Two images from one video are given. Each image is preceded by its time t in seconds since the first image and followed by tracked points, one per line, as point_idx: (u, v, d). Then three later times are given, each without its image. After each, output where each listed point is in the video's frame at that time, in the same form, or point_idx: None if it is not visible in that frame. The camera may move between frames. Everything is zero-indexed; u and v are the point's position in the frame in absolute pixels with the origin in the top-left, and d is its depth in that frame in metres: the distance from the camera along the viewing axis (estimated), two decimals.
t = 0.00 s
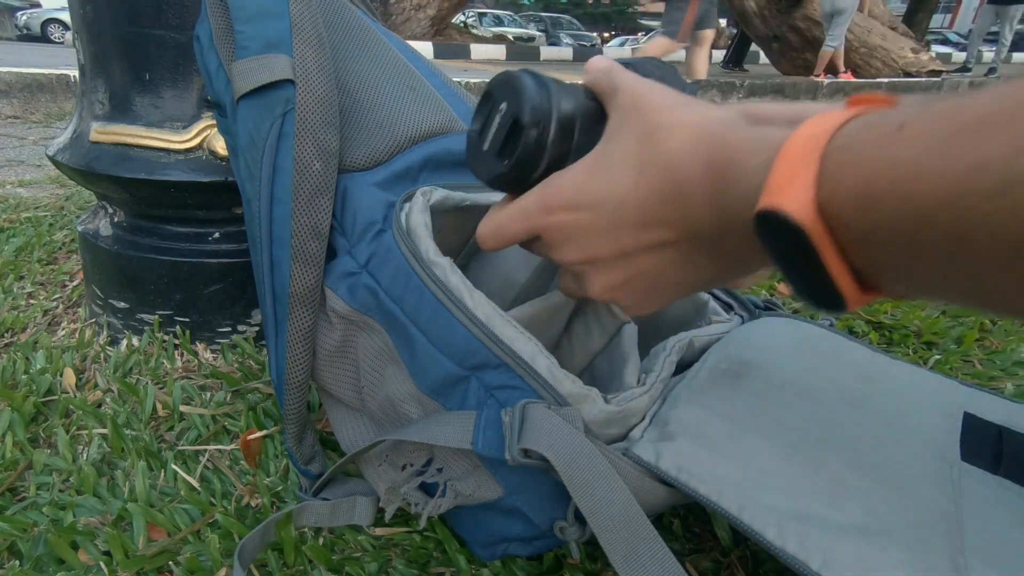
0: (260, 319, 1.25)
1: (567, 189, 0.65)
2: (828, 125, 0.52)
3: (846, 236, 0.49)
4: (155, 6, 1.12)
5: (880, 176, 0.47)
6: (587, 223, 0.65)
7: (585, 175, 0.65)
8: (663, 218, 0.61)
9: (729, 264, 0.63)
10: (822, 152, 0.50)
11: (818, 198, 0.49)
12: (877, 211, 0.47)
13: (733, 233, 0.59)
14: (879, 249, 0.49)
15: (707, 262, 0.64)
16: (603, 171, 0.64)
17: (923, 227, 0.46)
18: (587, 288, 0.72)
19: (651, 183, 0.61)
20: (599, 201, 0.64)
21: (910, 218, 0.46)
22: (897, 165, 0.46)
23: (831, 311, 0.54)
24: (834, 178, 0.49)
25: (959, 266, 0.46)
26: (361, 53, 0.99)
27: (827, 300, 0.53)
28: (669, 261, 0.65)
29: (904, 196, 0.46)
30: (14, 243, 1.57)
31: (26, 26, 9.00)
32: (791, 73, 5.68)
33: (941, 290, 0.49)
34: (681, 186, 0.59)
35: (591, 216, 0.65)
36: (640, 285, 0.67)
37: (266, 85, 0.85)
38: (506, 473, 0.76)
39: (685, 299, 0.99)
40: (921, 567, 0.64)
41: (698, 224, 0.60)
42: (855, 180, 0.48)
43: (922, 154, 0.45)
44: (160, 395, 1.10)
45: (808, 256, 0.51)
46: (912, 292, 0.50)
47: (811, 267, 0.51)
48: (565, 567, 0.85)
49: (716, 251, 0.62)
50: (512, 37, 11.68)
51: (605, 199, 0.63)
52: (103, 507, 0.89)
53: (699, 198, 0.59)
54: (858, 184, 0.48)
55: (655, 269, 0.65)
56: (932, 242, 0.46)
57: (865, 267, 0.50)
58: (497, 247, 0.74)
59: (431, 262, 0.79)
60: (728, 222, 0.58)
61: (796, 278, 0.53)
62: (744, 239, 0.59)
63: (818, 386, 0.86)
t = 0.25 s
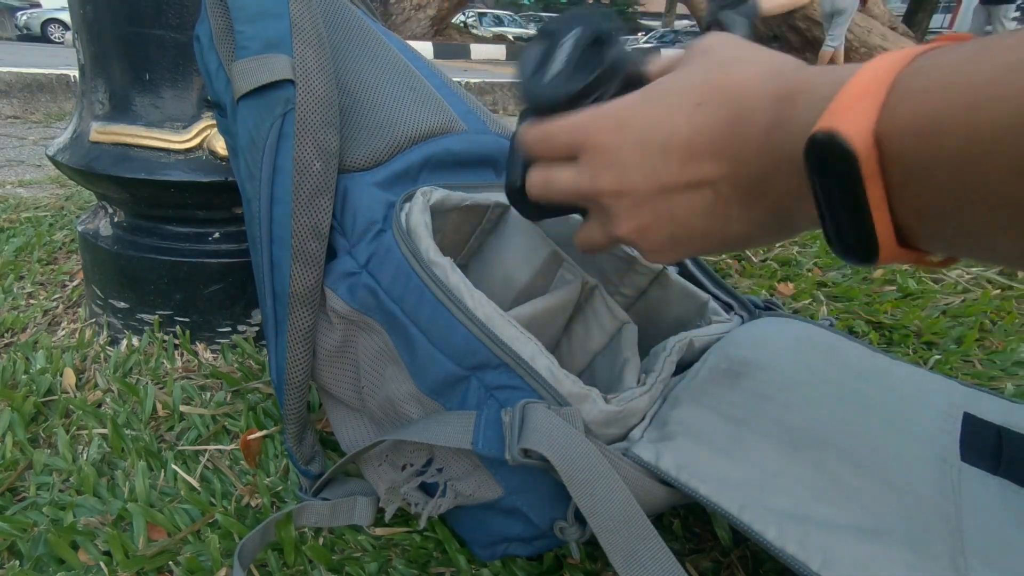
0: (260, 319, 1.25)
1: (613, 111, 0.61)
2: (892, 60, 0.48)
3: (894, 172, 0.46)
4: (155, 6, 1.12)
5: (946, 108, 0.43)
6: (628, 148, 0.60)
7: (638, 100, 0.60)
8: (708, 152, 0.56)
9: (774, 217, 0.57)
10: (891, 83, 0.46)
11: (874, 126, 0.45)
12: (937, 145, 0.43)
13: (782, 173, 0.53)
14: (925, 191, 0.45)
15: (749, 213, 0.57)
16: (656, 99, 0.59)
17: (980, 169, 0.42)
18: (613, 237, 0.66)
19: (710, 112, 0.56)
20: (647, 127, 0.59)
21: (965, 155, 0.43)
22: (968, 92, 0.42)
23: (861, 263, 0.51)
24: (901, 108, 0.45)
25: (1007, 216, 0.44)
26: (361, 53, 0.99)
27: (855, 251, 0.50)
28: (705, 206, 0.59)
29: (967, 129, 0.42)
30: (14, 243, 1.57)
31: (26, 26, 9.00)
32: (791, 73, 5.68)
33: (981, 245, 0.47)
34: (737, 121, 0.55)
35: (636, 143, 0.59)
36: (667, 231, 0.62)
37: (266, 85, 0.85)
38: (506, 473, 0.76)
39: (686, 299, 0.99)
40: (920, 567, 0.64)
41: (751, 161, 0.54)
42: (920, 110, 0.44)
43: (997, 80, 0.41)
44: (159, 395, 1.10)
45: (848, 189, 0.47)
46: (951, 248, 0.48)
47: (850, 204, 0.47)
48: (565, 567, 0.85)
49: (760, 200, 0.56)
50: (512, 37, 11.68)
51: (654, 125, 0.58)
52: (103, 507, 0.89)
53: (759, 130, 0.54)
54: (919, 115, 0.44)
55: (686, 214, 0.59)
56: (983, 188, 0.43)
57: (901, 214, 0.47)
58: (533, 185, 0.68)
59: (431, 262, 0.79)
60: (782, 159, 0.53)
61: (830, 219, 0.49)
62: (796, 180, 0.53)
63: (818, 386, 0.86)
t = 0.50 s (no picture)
0: (260, 319, 1.25)
1: (659, 76, 0.63)
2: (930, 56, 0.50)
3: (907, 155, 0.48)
4: (155, 6, 1.12)
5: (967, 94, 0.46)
6: (656, 109, 0.61)
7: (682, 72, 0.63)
8: (731, 122, 0.57)
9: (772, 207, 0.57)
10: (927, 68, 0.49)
11: (901, 100, 0.49)
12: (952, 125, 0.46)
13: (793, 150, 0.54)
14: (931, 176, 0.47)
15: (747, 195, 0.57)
16: (697, 74, 0.62)
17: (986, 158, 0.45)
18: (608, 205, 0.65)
19: (742, 89, 0.58)
20: (680, 94, 0.61)
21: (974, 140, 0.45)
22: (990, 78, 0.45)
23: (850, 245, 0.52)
24: (930, 88, 0.48)
25: (1004, 207, 0.45)
26: (361, 52, 0.99)
27: (842, 232, 0.52)
28: (705, 182, 0.58)
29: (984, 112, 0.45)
30: (14, 243, 1.57)
31: (26, 26, 9.00)
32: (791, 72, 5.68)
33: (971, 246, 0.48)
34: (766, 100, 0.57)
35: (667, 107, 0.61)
36: (659, 204, 0.61)
37: (266, 85, 0.85)
38: (506, 473, 0.76)
39: (686, 299, 0.99)
40: (921, 567, 0.64)
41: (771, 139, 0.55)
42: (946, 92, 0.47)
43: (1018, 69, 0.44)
44: (159, 395, 1.10)
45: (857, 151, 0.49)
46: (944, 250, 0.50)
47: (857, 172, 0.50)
48: (565, 567, 0.85)
49: (760, 183, 0.56)
50: (512, 37, 11.67)
51: (692, 92, 0.60)
52: (103, 507, 0.89)
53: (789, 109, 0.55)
54: (945, 96, 0.47)
55: (681, 188, 0.59)
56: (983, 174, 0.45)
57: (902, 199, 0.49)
58: (550, 145, 0.69)
59: (431, 262, 0.79)
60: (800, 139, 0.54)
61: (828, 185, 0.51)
62: (806, 158, 0.53)
63: (818, 386, 0.86)
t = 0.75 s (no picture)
0: (260, 319, 1.25)
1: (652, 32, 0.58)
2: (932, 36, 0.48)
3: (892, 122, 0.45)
4: (155, 6, 1.12)
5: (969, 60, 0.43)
6: (645, 54, 0.56)
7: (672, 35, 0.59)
8: (719, 84, 0.53)
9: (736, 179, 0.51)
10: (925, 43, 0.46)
11: (901, 62, 0.45)
12: (951, 92, 0.42)
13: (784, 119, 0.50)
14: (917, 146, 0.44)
15: (709, 168, 0.52)
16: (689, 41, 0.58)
17: (978, 129, 0.41)
18: (568, 141, 0.58)
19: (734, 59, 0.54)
20: (670, 47, 0.56)
21: (969, 112, 0.41)
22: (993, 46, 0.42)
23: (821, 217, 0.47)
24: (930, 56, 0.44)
25: (987, 191, 0.42)
26: (360, 52, 0.99)
27: (803, 200, 0.47)
28: (677, 142, 0.53)
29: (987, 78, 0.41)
30: (14, 243, 1.57)
31: (26, 26, 9.00)
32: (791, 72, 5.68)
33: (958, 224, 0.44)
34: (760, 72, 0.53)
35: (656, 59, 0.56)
36: (620, 154, 0.55)
37: (266, 85, 0.85)
38: (506, 473, 0.76)
39: (686, 299, 0.99)
40: (921, 567, 0.65)
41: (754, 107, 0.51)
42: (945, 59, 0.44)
43: None
44: (160, 395, 1.10)
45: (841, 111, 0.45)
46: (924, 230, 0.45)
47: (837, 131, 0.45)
48: (565, 567, 0.85)
49: (731, 151, 0.51)
50: (512, 37, 11.68)
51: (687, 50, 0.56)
52: (103, 507, 0.89)
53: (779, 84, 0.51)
54: (945, 65, 0.43)
55: (648, 143, 0.54)
56: (976, 147, 0.42)
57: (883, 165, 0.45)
58: (521, 74, 0.62)
59: (431, 262, 0.79)
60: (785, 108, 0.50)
61: (803, 149, 0.47)
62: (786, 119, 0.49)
63: (818, 386, 0.86)
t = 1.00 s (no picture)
0: (260, 319, 1.25)
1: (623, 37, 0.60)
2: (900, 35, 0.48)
3: (872, 132, 0.45)
4: (155, 6, 1.12)
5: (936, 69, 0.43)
6: (612, 64, 0.59)
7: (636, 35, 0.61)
8: (688, 89, 0.55)
9: (724, 184, 0.53)
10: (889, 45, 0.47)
11: (866, 71, 0.46)
12: (918, 100, 0.43)
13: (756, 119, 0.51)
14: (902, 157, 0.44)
15: (689, 172, 0.55)
16: (652, 41, 0.60)
17: (953, 144, 0.42)
18: (547, 157, 0.62)
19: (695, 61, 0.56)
20: (632, 54, 0.59)
21: (936, 119, 0.42)
22: (958, 55, 0.42)
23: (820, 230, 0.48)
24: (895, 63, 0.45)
25: (960, 193, 0.43)
26: (360, 52, 0.99)
27: (783, 210, 0.49)
28: (651, 150, 0.56)
29: (955, 91, 0.41)
30: (14, 243, 1.57)
31: (25, 26, 8.99)
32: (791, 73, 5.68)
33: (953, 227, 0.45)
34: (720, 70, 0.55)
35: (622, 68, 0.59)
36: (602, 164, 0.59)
37: (266, 85, 0.85)
38: (506, 473, 0.76)
39: (685, 300, 0.99)
40: (921, 567, 0.64)
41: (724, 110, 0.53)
42: (914, 66, 0.44)
43: (991, 47, 0.41)
44: (159, 395, 1.10)
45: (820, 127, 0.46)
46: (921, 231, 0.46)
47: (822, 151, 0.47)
48: (565, 567, 0.85)
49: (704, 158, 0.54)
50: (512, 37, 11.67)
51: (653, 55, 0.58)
52: (103, 507, 0.89)
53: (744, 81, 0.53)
54: (910, 73, 0.44)
55: (625, 154, 0.57)
56: (953, 161, 0.42)
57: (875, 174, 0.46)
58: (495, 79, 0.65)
59: (431, 262, 0.79)
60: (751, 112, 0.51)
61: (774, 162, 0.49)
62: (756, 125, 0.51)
63: (818, 387, 0.86)
